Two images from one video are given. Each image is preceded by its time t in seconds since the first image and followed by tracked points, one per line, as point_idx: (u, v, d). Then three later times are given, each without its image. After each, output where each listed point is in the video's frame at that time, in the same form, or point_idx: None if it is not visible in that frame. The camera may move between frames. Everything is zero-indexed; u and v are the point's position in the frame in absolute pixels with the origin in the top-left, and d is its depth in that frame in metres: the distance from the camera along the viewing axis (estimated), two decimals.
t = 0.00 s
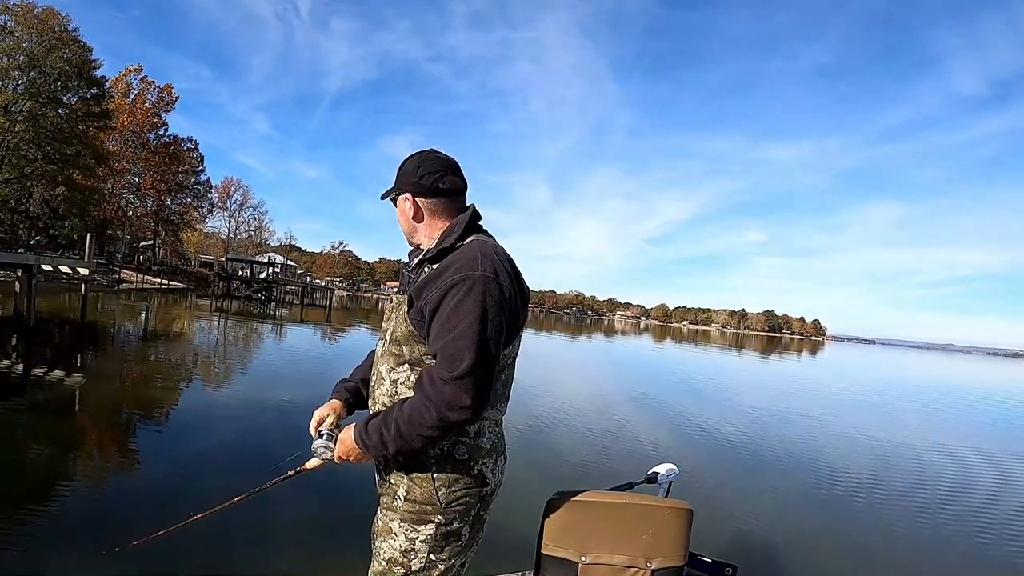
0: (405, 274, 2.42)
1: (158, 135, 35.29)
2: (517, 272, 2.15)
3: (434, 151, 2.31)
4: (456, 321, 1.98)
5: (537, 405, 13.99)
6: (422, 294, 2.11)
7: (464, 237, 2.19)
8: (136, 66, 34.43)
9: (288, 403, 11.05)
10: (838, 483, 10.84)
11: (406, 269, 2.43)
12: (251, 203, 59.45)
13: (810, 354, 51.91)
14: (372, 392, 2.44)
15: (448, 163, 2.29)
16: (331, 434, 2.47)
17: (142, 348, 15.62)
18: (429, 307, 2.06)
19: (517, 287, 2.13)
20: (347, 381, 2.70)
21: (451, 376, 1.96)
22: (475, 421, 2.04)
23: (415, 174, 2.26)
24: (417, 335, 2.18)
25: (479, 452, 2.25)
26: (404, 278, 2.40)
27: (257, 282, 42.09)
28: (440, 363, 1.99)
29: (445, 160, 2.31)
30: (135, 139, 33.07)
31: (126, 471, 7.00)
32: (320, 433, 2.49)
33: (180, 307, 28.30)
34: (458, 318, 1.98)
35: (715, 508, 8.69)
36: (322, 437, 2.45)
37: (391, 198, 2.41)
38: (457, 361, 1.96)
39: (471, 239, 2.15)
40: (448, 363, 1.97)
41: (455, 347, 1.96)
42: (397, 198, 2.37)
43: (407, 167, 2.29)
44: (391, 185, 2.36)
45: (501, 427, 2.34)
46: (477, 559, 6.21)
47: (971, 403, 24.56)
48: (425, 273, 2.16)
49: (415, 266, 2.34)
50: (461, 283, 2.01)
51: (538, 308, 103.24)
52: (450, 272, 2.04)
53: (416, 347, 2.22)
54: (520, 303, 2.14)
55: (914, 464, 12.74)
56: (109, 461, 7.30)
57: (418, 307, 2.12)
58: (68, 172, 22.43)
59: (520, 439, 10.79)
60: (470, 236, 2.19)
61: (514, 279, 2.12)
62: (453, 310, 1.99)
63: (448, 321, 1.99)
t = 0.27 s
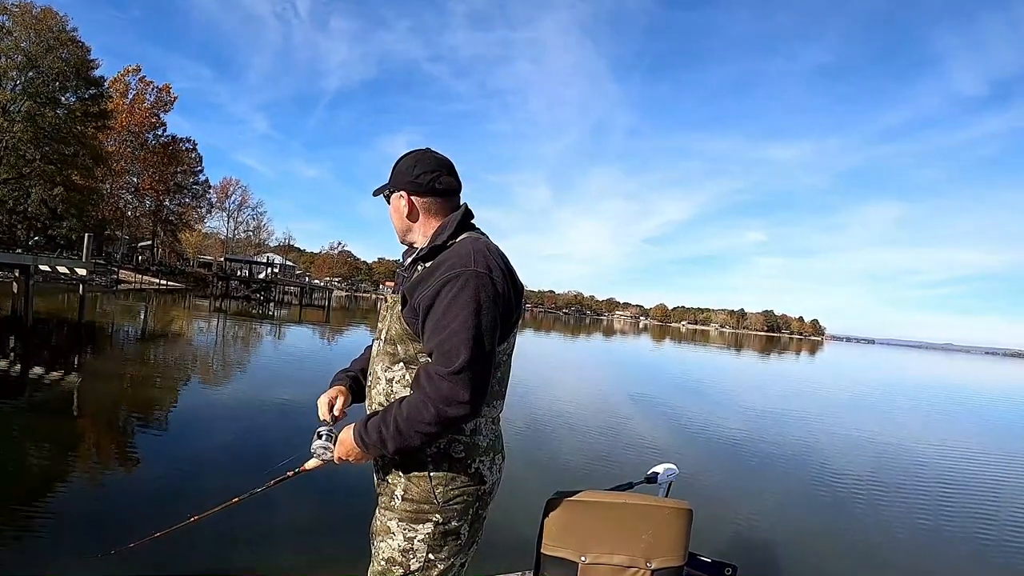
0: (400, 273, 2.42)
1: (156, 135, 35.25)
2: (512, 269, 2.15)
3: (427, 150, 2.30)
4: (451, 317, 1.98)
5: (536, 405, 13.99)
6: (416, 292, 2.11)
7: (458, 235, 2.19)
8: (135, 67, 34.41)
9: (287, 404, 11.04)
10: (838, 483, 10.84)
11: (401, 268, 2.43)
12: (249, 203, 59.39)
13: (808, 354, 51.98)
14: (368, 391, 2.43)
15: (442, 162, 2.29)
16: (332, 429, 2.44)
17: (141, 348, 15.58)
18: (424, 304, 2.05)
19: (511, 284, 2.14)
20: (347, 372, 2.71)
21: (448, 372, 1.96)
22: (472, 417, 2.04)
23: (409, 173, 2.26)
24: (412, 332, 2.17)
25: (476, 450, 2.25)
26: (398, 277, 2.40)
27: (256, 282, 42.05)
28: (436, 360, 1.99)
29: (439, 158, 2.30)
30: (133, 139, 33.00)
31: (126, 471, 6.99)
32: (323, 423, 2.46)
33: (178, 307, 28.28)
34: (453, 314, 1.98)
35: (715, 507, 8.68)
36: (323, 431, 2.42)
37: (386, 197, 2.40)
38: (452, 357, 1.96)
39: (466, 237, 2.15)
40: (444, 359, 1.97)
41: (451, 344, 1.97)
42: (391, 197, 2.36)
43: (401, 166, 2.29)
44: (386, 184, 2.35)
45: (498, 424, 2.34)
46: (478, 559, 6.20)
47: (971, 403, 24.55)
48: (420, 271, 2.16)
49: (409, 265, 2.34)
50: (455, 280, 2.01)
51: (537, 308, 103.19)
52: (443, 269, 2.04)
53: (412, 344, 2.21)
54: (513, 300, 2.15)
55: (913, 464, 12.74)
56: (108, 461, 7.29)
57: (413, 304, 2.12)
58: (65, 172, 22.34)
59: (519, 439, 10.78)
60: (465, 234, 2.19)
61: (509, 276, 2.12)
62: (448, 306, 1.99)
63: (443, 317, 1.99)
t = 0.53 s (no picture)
0: (397, 273, 2.41)
1: (155, 135, 35.22)
2: (509, 269, 2.14)
3: (425, 150, 2.29)
4: (450, 317, 1.97)
5: (535, 405, 13.99)
6: (414, 292, 2.10)
7: (456, 235, 2.19)
8: (134, 67, 34.39)
9: (286, 404, 11.03)
10: (837, 483, 10.85)
11: (398, 268, 2.42)
12: (248, 203, 59.33)
13: (807, 354, 52.00)
14: (366, 392, 2.42)
15: (441, 161, 2.28)
16: (326, 428, 2.45)
17: (139, 349, 15.54)
18: (422, 304, 2.05)
19: (509, 284, 2.13)
20: (343, 379, 2.71)
21: (446, 373, 1.95)
22: (471, 417, 2.03)
23: (407, 173, 2.25)
24: (410, 332, 2.17)
25: (475, 450, 2.24)
26: (396, 277, 2.39)
27: (255, 283, 42.01)
28: (434, 360, 1.98)
29: (437, 158, 2.30)
30: (133, 139, 32.95)
31: (124, 472, 6.99)
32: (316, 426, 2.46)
33: (177, 307, 28.25)
34: (451, 314, 1.97)
35: (714, 507, 8.69)
36: (317, 429, 2.43)
37: (383, 195, 2.39)
38: (451, 357, 1.96)
39: (463, 237, 2.15)
40: (442, 360, 1.97)
41: (450, 344, 1.96)
42: (389, 197, 2.36)
43: (398, 166, 2.28)
44: (383, 183, 2.35)
45: (496, 423, 2.34)
46: (478, 559, 6.20)
47: (970, 403, 24.57)
48: (417, 271, 2.15)
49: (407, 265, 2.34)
50: (453, 280, 2.00)
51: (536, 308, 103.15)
52: (441, 269, 2.04)
53: (410, 345, 2.20)
54: (512, 300, 2.15)
55: (912, 464, 12.74)
56: (107, 462, 7.29)
57: (411, 305, 2.11)
58: (64, 172, 22.29)
59: (518, 439, 10.77)
60: (463, 234, 2.18)
61: (506, 276, 2.11)
62: (446, 307, 1.98)
63: (442, 318, 1.99)
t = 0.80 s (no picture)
0: (397, 272, 2.40)
1: (154, 134, 35.18)
2: (509, 270, 2.14)
3: (425, 149, 2.29)
4: (450, 319, 1.97)
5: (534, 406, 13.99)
6: (415, 292, 2.09)
7: (456, 235, 2.18)
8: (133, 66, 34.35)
9: (285, 404, 11.03)
10: (835, 483, 10.86)
11: (398, 267, 2.42)
12: (247, 202, 59.26)
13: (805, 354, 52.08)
14: (364, 391, 2.41)
15: (441, 161, 2.27)
16: (323, 425, 2.44)
17: (138, 348, 15.51)
18: (422, 305, 2.04)
19: (509, 285, 2.13)
20: (337, 371, 2.70)
21: (446, 373, 1.95)
22: (471, 418, 2.03)
23: (407, 172, 2.24)
24: (410, 333, 2.16)
25: (474, 450, 2.23)
26: (395, 277, 2.38)
27: (254, 283, 41.96)
28: (435, 360, 1.97)
29: (436, 157, 2.29)
30: (131, 139, 32.91)
31: (123, 471, 6.99)
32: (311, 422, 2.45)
33: (176, 307, 28.25)
34: (452, 315, 1.97)
35: (713, 507, 8.69)
36: (313, 426, 2.42)
37: (382, 195, 2.39)
38: (452, 359, 1.95)
39: (463, 237, 2.14)
40: (443, 360, 1.96)
41: (451, 345, 1.95)
42: (388, 196, 2.35)
43: (398, 164, 2.27)
44: (383, 182, 2.34)
45: (495, 424, 2.33)
46: (477, 559, 6.20)
47: (968, 403, 24.63)
48: (417, 272, 2.15)
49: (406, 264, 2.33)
50: (453, 281, 2.00)
51: (535, 308, 103.17)
52: (441, 271, 2.03)
53: (409, 345, 2.20)
54: (511, 302, 2.14)
55: (910, 464, 12.76)
56: (105, 461, 7.28)
57: (411, 305, 2.11)
58: (63, 171, 22.24)
59: (517, 439, 10.77)
60: (462, 234, 2.18)
61: (506, 277, 2.11)
62: (447, 308, 1.97)
63: (442, 319, 1.98)
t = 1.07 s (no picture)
0: (396, 272, 2.39)
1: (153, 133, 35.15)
2: (509, 269, 2.12)
3: (423, 148, 2.27)
4: (449, 320, 1.95)
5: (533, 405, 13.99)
6: (414, 292, 2.08)
7: (455, 235, 2.17)
8: (133, 65, 34.33)
9: (284, 403, 11.02)
10: (834, 482, 10.86)
11: (397, 267, 2.41)
12: (247, 202, 59.19)
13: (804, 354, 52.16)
14: (363, 392, 2.40)
15: (439, 160, 2.26)
16: (325, 427, 2.42)
17: (137, 348, 15.47)
18: (421, 306, 2.03)
19: (508, 285, 2.12)
20: (340, 372, 2.69)
21: (447, 374, 1.93)
22: (471, 419, 2.01)
23: (405, 172, 2.23)
24: (409, 333, 2.15)
25: (474, 450, 2.22)
26: (394, 276, 2.37)
27: (253, 282, 41.90)
28: (435, 360, 1.96)
29: (435, 156, 2.28)
30: (131, 138, 32.88)
31: (123, 471, 6.98)
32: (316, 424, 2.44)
33: (175, 306, 28.22)
34: (451, 315, 1.95)
35: (712, 507, 8.68)
36: (315, 429, 2.41)
37: (381, 195, 2.37)
38: (452, 359, 1.94)
39: (462, 237, 2.13)
40: (443, 361, 1.95)
41: (451, 345, 1.94)
42: (387, 196, 2.34)
43: (397, 164, 2.25)
44: (381, 182, 2.32)
45: (495, 423, 2.33)
46: (477, 559, 6.18)
47: (967, 403, 24.64)
48: (416, 272, 2.13)
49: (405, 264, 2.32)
50: (453, 281, 1.98)
51: (534, 308, 103.13)
52: (441, 270, 2.02)
53: (409, 346, 2.19)
54: (511, 301, 2.13)
55: (909, 464, 12.76)
56: (104, 461, 7.26)
57: (410, 305, 2.10)
58: (62, 170, 22.19)
59: (516, 439, 10.76)
60: (462, 234, 2.17)
61: (506, 276, 2.09)
62: (446, 308, 1.96)
63: (441, 319, 1.97)
